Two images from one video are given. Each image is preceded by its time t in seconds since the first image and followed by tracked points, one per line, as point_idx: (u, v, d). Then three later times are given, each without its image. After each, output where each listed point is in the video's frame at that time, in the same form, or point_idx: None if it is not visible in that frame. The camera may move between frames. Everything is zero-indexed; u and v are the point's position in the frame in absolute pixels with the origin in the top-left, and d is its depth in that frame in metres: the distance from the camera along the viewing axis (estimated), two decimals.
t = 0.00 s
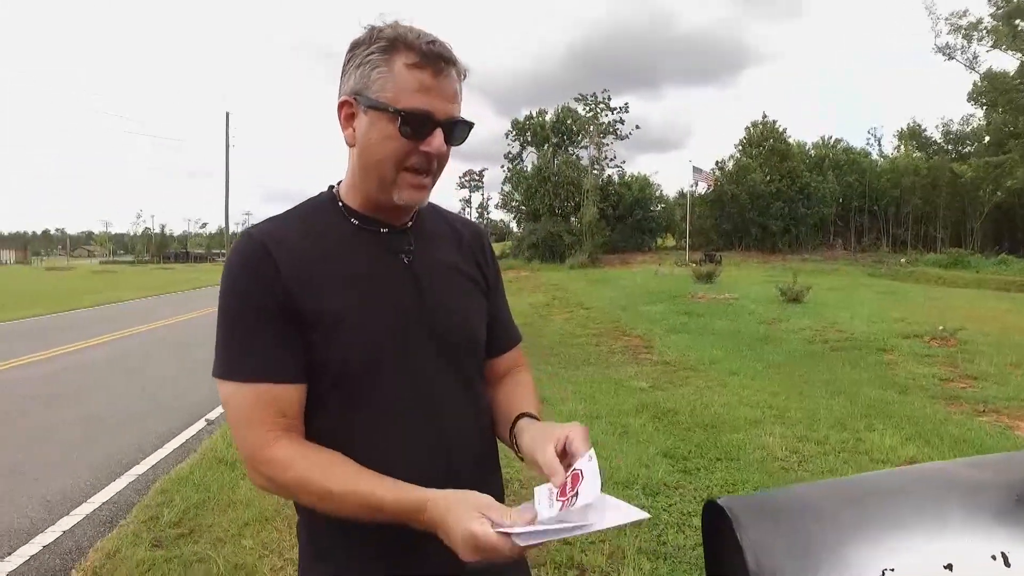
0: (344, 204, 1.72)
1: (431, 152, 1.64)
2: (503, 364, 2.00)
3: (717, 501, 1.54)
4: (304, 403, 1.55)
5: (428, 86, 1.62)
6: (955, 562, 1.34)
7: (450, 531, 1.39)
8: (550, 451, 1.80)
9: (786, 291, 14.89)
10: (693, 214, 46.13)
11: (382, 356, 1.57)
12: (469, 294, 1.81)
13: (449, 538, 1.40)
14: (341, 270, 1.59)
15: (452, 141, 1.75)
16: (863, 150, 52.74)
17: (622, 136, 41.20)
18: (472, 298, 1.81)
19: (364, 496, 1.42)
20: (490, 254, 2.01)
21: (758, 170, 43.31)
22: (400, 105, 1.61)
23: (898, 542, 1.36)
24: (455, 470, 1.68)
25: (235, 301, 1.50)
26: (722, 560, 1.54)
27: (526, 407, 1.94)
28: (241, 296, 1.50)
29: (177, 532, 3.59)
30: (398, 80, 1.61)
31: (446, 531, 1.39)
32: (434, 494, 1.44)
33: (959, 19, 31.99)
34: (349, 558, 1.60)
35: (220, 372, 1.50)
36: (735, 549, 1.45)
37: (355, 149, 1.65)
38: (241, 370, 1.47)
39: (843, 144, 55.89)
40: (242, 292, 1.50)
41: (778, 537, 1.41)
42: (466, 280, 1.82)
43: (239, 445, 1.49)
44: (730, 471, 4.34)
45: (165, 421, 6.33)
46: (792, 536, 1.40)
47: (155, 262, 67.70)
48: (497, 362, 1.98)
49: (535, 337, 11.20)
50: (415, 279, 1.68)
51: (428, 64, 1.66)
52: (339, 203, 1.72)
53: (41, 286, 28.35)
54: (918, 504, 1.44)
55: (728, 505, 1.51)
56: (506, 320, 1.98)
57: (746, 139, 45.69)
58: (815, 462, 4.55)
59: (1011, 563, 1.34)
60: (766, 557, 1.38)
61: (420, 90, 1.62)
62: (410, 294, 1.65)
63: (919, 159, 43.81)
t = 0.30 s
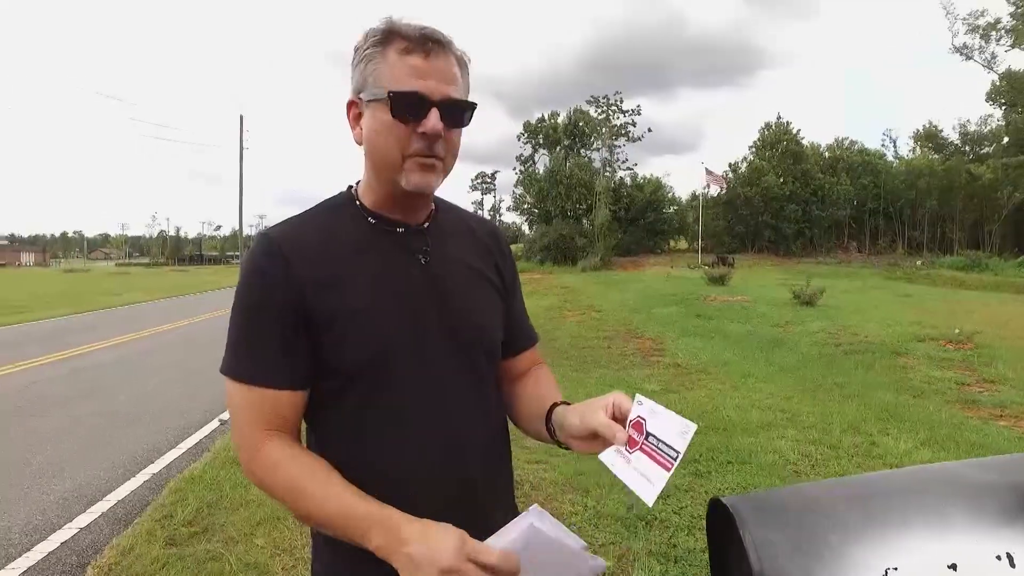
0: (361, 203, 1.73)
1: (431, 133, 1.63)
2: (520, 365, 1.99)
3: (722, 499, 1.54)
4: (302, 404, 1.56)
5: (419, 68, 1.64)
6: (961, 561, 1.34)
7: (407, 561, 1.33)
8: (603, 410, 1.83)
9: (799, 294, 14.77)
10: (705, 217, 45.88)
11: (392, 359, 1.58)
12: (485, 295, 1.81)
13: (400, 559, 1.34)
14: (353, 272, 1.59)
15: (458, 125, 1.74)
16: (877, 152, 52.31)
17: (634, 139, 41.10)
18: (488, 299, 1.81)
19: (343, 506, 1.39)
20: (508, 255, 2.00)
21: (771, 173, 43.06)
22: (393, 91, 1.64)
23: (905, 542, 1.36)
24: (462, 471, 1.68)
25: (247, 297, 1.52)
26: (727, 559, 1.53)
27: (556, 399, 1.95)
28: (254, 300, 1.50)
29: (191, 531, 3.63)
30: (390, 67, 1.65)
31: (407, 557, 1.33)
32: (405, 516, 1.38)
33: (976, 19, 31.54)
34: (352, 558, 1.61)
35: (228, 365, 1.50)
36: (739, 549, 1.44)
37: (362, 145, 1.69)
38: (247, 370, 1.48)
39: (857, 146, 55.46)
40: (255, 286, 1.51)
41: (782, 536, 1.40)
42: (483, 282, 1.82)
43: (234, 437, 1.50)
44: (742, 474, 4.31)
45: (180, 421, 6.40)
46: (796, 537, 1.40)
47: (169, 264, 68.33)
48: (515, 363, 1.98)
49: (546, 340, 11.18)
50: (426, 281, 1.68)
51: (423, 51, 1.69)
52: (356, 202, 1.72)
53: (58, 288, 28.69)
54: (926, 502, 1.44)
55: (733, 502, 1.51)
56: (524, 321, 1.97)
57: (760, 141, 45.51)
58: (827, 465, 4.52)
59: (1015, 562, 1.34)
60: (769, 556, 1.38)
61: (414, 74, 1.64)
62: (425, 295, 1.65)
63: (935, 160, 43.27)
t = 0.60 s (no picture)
0: (368, 208, 1.71)
1: (417, 124, 1.63)
2: (536, 370, 1.93)
3: (723, 503, 1.53)
4: (301, 405, 1.58)
5: (402, 69, 1.65)
6: (958, 564, 1.34)
7: (372, 556, 1.36)
8: (620, 399, 1.77)
9: (807, 298, 14.69)
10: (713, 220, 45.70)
11: (395, 368, 1.55)
12: (494, 301, 1.72)
13: (366, 553, 1.36)
14: (352, 278, 1.57)
15: (451, 120, 1.71)
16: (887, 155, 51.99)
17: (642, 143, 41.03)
18: (500, 306, 1.73)
19: (323, 502, 1.42)
20: (524, 256, 1.90)
21: (779, 176, 42.87)
22: (377, 88, 1.66)
23: (902, 543, 1.37)
24: (467, 484, 1.63)
25: (254, 298, 1.54)
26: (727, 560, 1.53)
27: (574, 402, 1.91)
28: (258, 305, 1.53)
29: (200, 533, 3.64)
30: (373, 69, 1.68)
31: (374, 552, 1.36)
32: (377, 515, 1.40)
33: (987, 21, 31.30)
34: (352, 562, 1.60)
35: (237, 365, 1.54)
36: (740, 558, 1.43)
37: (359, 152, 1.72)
38: (252, 373, 1.51)
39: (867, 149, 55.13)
40: (262, 287, 1.53)
41: (781, 547, 1.39)
42: (492, 288, 1.73)
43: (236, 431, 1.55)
44: (750, 480, 4.29)
45: (190, 423, 6.44)
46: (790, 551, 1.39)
47: (178, 268, 68.62)
48: (529, 369, 1.92)
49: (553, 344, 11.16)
50: (432, 288, 1.62)
51: (408, 49, 1.71)
52: (364, 210, 1.70)
53: (68, 292, 28.94)
54: (923, 504, 1.44)
55: (733, 506, 1.51)
56: (540, 327, 1.90)
57: (769, 144, 45.30)
58: (836, 470, 4.50)
59: (1014, 567, 1.34)
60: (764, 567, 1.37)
61: (397, 75, 1.66)
62: (426, 302, 1.60)
63: (946, 163, 42.87)
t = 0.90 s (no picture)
0: (377, 218, 1.71)
1: (415, 129, 1.62)
2: (547, 375, 1.86)
3: (737, 508, 1.52)
4: (316, 412, 1.63)
5: (398, 75, 1.66)
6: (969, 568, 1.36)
7: (369, 551, 1.38)
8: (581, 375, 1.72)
9: (813, 304, 14.65)
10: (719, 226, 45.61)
11: (398, 377, 1.53)
12: (505, 309, 1.67)
13: (366, 552, 1.38)
14: (360, 288, 1.58)
15: (450, 121, 1.71)
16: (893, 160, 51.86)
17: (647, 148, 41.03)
18: (509, 314, 1.69)
19: (328, 500, 1.47)
20: (538, 261, 1.85)
21: (785, 182, 42.81)
22: (372, 95, 1.66)
23: (914, 546, 1.38)
24: (477, 492, 1.59)
25: (268, 310, 1.61)
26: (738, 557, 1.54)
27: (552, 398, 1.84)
28: (271, 317, 1.59)
29: (209, 538, 3.66)
30: (369, 78, 1.69)
31: (372, 550, 1.37)
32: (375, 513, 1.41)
33: (991, 26, 31.26)
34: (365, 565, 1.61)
35: (255, 374, 1.61)
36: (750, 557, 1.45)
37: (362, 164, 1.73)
38: (269, 381, 1.58)
39: (873, 154, 54.99)
40: (272, 299, 1.59)
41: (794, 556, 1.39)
42: (502, 295, 1.69)
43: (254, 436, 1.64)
44: (757, 486, 4.28)
45: (197, 428, 6.46)
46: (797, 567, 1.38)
47: (184, 273, 68.84)
48: (541, 373, 1.85)
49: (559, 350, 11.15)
50: (438, 297, 1.60)
51: (402, 58, 1.72)
52: (374, 220, 1.71)
53: (76, 297, 29.05)
54: (935, 508, 1.45)
55: (746, 510, 1.50)
56: (553, 329, 1.85)
57: (775, 149, 45.21)
58: (843, 477, 4.48)
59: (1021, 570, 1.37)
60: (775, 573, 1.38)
61: (394, 83, 1.66)
62: (431, 309, 1.58)
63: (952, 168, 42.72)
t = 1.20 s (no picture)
0: (388, 229, 1.71)
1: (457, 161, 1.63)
2: (553, 376, 1.85)
3: (760, 510, 1.57)
4: (333, 418, 1.65)
5: (434, 101, 1.63)
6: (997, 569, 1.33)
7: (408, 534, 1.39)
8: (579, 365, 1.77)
9: (817, 308, 14.62)
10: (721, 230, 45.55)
11: (412, 381, 1.55)
12: (516, 313, 1.68)
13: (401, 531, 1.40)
14: (373, 296, 1.59)
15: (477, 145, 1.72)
16: (896, 164, 51.81)
17: (650, 152, 41.02)
18: (520, 317, 1.69)
19: (356, 497, 1.48)
20: (546, 264, 1.87)
21: (787, 186, 42.77)
22: (412, 122, 1.62)
23: (940, 549, 1.36)
24: (496, 491, 1.59)
25: (282, 319, 1.62)
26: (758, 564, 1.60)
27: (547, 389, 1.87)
28: (286, 326, 1.61)
29: (217, 541, 3.66)
30: (405, 100, 1.62)
31: (411, 533, 1.39)
32: (407, 496, 1.43)
33: (995, 31, 31.13)
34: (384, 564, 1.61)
35: (270, 385, 1.63)
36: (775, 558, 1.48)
37: (384, 180, 1.68)
38: (284, 389, 1.60)
39: (876, 158, 54.93)
40: (288, 305, 1.61)
41: (816, 544, 1.43)
42: (514, 298, 1.70)
43: (273, 446, 1.65)
44: (762, 489, 4.28)
45: (203, 431, 6.46)
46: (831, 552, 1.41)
47: (186, 278, 68.90)
48: (547, 373, 1.85)
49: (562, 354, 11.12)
50: (452, 300, 1.61)
51: (435, 78, 1.66)
52: (384, 228, 1.71)
53: (80, 301, 29.08)
54: (960, 512, 1.44)
55: (769, 513, 1.54)
56: (563, 331, 1.85)
57: (778, 153, 45.21)
58: (849, 481, 4.47)
59: None
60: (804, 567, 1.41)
61: (428, 108, 1.63)
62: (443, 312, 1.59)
63: (955, 172, 42.65)
